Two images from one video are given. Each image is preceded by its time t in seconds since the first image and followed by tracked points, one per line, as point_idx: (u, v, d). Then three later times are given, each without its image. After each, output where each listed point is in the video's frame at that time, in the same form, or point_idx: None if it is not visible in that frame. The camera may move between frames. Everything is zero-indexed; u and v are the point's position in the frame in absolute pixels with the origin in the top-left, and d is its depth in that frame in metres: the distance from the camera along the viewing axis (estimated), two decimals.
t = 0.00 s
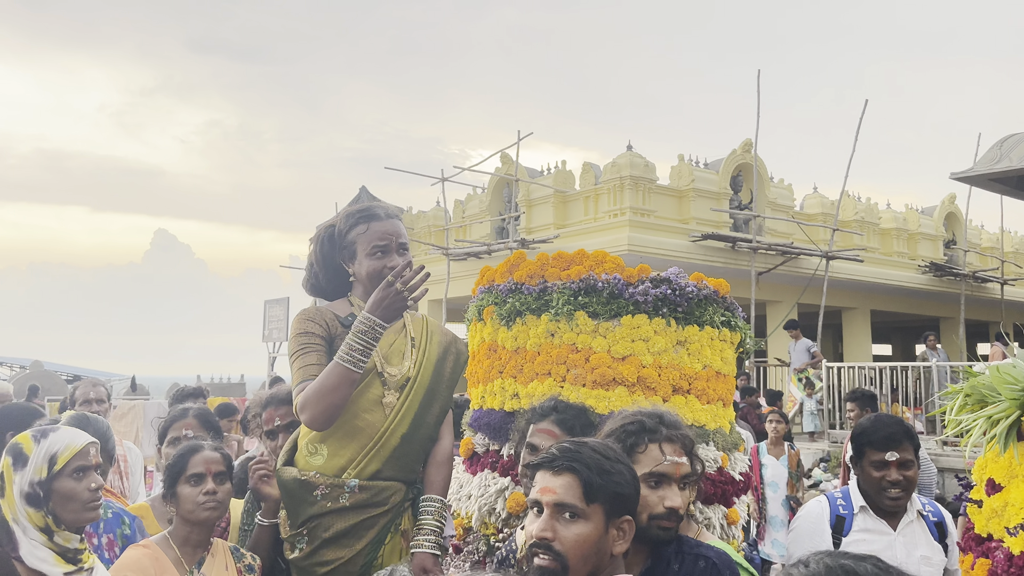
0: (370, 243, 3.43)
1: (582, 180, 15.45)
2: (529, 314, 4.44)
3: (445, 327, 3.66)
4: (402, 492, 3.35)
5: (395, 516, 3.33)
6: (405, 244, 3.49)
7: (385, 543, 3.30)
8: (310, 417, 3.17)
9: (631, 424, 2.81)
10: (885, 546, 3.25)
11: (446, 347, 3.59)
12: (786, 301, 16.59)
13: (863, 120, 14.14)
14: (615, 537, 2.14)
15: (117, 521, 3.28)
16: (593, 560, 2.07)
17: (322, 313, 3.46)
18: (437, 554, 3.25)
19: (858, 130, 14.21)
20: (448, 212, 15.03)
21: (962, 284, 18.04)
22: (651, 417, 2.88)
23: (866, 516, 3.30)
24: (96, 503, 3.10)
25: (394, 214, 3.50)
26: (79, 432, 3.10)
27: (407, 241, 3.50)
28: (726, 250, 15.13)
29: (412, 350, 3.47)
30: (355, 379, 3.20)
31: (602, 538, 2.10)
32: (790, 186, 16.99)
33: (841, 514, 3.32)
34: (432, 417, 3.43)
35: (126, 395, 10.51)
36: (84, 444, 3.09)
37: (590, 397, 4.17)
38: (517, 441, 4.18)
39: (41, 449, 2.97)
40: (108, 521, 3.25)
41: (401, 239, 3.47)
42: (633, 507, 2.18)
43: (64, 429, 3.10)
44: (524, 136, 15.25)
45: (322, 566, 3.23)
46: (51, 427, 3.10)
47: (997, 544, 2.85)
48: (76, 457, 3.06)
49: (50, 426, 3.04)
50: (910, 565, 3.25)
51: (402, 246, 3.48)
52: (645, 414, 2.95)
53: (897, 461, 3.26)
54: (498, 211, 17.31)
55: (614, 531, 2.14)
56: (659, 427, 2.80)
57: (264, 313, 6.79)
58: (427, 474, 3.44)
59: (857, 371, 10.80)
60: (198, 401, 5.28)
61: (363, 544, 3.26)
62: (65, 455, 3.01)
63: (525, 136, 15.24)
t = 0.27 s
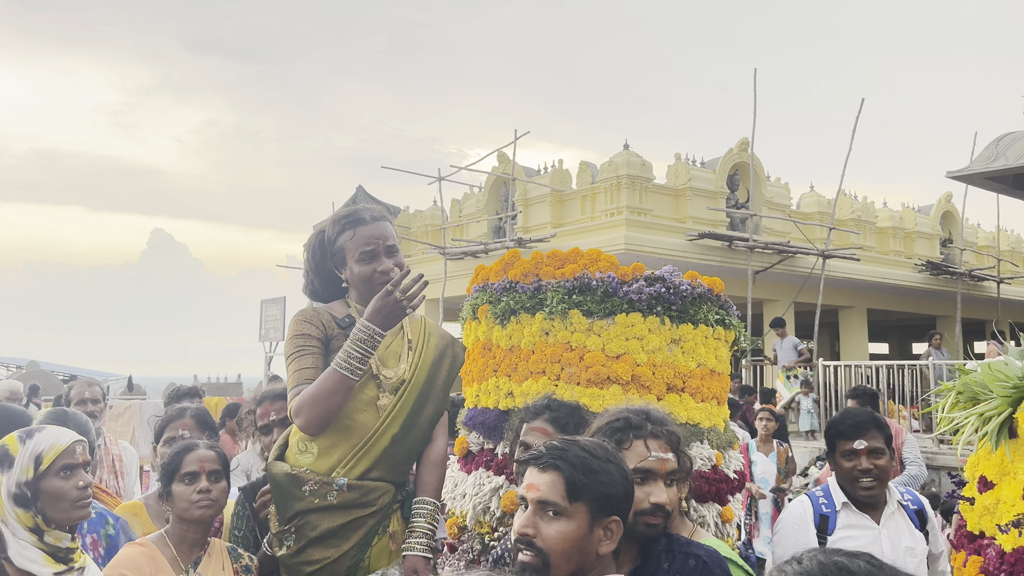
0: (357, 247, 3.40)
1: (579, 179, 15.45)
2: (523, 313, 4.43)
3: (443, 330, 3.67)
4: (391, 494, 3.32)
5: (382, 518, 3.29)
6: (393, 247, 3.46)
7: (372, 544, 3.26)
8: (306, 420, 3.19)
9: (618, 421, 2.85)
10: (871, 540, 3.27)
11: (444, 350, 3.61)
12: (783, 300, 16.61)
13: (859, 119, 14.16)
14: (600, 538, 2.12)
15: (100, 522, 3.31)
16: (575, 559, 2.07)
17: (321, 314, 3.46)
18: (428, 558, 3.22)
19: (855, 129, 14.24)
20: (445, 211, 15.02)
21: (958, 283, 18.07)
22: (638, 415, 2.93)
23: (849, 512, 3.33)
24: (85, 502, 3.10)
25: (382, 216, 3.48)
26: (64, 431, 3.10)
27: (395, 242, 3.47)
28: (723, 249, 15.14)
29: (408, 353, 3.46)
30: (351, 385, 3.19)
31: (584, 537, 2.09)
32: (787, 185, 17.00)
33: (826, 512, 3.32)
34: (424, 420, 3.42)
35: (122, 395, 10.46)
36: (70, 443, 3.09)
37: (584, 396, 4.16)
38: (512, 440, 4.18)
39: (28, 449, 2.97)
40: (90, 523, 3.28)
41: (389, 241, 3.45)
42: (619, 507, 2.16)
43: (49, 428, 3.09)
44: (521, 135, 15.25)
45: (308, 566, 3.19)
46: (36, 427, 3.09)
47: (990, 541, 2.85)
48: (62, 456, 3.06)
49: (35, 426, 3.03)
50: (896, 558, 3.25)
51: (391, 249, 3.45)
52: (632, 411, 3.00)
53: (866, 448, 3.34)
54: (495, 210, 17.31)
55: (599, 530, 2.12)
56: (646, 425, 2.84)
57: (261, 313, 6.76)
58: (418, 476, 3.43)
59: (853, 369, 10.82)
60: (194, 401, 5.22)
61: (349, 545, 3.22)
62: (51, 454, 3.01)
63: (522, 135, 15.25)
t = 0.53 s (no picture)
0: (348, 249, 3.39)
1: (574, 177, 15.44)
2: (516, 310, 4.43)
3: (440, 333, 3.65)
4: (375, 494, 3.32)
5: (365, 518, 3.29)
6: (379, 253, 3.43)
7: (355, 544, 3.26)
8: (293, 421, 3.22)
9: (603, 419, 2.87)
10: (846, 536, 3.26)
11: (438, 354, 3.59)
12: (778, 298, 16.63)
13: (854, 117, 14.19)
14: (547, 539, 2.00)
15: (76, 520, 3.24)
16: (524, 554, 2.01)
17: (315, 316, 3.45)
18: (417, 563, 3.21)
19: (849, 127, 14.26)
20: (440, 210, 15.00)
21: (953, 281, 18.12)
22: (625, 412, 2.93)
23: (825, 508, 3.32)
24: (71, 500, 3.09)
25: (376, 218, 3.45)
26: (50, 429, 3.09)
27: (383, 249, 3.44)
28: (718, 247, 15.15)
29: (399, 358, 3.45)
30: (341, 391, 3.22)
31: (529, 534, 2.00)
32: (781, 183, 17.02)
33: (800, 510, 3.30)
34: (413, 426, 3.41)
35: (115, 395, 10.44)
36: (56, 440, 3.09)
37: (577, 393, 4.16)
38: (505, 438, 4.17)
39: (13, 447, 2.96)
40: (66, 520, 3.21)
41: (377, 248, 3.42)
42: (567, 507, 2.01)
43: (34, 425, 3.08)
44: (516, 133, 15.24)
45: (289, 563, 3.23)
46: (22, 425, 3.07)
47: (980, 537, 2.86)
48: (47, 454, 3.05)
49: (21, 424, 3.01)
50: (873, 551, 3.21)
51: (377, 256, 3.43)
52: (619, 408, 3.01)
53: (832, 443, 3.39)
54: (491, 208, 17.30)
55: (546, 531, 2.00)
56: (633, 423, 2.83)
57: (254, 310, 6.74)
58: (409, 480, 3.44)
59: (847, 367, 10.84)
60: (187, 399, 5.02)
61: (331, 544, 3.22)
62: (36, 452, 3.01)
63: (517, 133, 15.24)
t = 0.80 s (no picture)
0: (333, 245, 3.42)
1: (568, 175, 15.44)
2: (508, 307, 4.42)
3: (431, 329, 3.64)
4: (365, 493, 3.32)
5: (356, 517, 3.30)
6: (354, 255, 3.44)
7: (345, 543, 3.27)
8: (278, 413, 3.20)
9: (594, 417, 2.90)
10: (825, 531, 3.26)
11: (427, 352, 3.59)
12: (770, 296, 16.67)
13: (846, 116, 14.23)
14: (516, 537, 2.12)
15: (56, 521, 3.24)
16: (504, 547, 2.17)
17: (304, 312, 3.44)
18: (408, 560, 3.21)
19: (841, 125, 14.31)
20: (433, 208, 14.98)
21: (944, 278, 18.20)
22: (614, 411, 2.94)
23: (803, 505, 3.34)
24: (55, 501, 3.14)
25: (361, 214, 3.47)
26: (36, 429, 3.16)
27: (359, 252, 3.44)
28: (711, 245, 15.18)
29: (386, 357, 3.43)
30: (324, 375, 3.22)
31: (503, 529, 2.16)
32: (774, 181, 17.06)
33: (778, 509, 3.32)
34: (403, 424, 3.42)
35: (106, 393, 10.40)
36: (41, 441, 3.15)
37: (569, 391, 4.17)
38: (496, 436, 4.17)
39: None
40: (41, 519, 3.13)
41: (352, 250, 3.43)
42: (528, 509, 2.10)
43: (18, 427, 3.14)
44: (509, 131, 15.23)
45: (280, 560, 3.22)
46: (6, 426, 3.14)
47: (969, 534, 2.87)
48: (32, 454, 3.11)
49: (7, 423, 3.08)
50: (854, 545, 3.20)
51: (350, 257, 3.44)
52: (609, 406, 3.03)
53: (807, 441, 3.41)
54: (484, 206, 17.28)
55: (515, 529, 2.12)
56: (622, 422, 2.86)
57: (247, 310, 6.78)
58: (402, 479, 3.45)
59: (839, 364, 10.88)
60: (179, 399, 4.95)
61: (321, 543, 3.23)
62: (21, 451, 3.06)
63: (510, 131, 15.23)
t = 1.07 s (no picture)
0: (312, 246, 3.37)
1: (559, 173, 15.43)
2: (497, 305, 4.41)
3: (418, 328, 3.61)
4: (349, 492, 3.34)
5: (341, 515, 3.32)
6: (335, 254, 3.39)
7: (329, 540, 3.29)
8: (253, 421, 3.21)
9: (581, 414, 2.90)
10: (807, 527, 3.27)
11: (414, 351, 3.57)
12: (761, 294, 16.71)
13: (836, 115, 14.23)
14: (506, 536, 2.12)
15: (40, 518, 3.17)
16: (493, 545, 2.16)
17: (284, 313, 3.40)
18: (393, 563, 3.20)
19: (831, 124, 14.33)
20: (424, 205, 14.95)
21: (933, 276, 18.27)
22: (601, 408, 2.94)
23: (786, 502, 3.34)
24: (36, 500, 3.08)
25: (341, 213, 3.40)
26: (18, 428, 3.11)
27: (339, 252, 3.39)
28: (701, 243, 15.19)
29: (368, 359, 3.41)
30: (297, 388, 3.23)
31: (492, 529, 2.15)
32: (764, 179, 17.10)
33: (762, 506, 3.32)
34: (388, 426, 3.42)
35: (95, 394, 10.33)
36: (22, 440, 3.09)
37: (557, 388, 4.16)
38: (484, 434, 4.16)
39: None
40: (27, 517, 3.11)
41: (334, 249, 3.38)
42: (518, 508, 2.09)
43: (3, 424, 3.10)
44: (500, 129, 15.21)
45: (265, 555, 3.27)
46: None
47: (955, 530, 2.86)
48: (12, 453, 3.05)
49: None
50: (836, 543, 3.21)
51: (330, 258, 3.39)
52: (596, 404, 3.03)
53: (789, 434, 3.41)
54: (475, 204, 17.25)
55: (505, 528, 2.12)
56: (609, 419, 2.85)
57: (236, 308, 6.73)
58: (392, 479, 3.45)
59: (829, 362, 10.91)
60: (166, 398, 4.89)
61: (304, 539, 3.26)
62: None
63: (501, 129, 15.21)
